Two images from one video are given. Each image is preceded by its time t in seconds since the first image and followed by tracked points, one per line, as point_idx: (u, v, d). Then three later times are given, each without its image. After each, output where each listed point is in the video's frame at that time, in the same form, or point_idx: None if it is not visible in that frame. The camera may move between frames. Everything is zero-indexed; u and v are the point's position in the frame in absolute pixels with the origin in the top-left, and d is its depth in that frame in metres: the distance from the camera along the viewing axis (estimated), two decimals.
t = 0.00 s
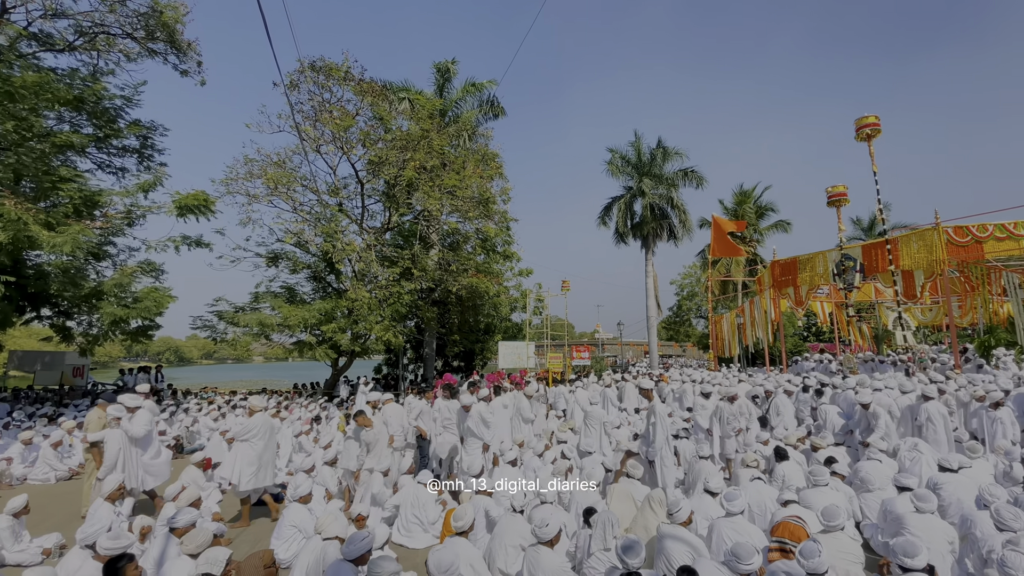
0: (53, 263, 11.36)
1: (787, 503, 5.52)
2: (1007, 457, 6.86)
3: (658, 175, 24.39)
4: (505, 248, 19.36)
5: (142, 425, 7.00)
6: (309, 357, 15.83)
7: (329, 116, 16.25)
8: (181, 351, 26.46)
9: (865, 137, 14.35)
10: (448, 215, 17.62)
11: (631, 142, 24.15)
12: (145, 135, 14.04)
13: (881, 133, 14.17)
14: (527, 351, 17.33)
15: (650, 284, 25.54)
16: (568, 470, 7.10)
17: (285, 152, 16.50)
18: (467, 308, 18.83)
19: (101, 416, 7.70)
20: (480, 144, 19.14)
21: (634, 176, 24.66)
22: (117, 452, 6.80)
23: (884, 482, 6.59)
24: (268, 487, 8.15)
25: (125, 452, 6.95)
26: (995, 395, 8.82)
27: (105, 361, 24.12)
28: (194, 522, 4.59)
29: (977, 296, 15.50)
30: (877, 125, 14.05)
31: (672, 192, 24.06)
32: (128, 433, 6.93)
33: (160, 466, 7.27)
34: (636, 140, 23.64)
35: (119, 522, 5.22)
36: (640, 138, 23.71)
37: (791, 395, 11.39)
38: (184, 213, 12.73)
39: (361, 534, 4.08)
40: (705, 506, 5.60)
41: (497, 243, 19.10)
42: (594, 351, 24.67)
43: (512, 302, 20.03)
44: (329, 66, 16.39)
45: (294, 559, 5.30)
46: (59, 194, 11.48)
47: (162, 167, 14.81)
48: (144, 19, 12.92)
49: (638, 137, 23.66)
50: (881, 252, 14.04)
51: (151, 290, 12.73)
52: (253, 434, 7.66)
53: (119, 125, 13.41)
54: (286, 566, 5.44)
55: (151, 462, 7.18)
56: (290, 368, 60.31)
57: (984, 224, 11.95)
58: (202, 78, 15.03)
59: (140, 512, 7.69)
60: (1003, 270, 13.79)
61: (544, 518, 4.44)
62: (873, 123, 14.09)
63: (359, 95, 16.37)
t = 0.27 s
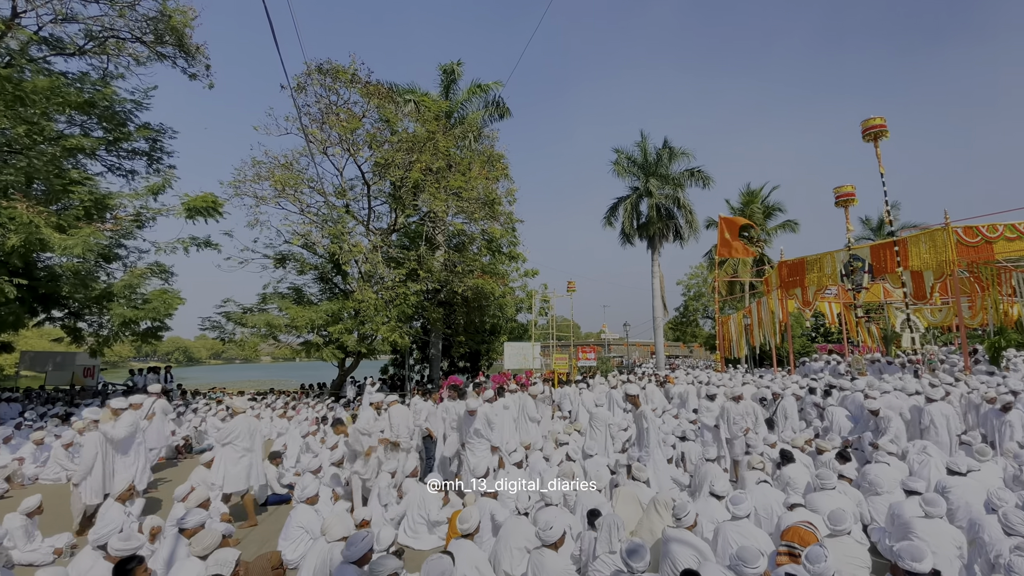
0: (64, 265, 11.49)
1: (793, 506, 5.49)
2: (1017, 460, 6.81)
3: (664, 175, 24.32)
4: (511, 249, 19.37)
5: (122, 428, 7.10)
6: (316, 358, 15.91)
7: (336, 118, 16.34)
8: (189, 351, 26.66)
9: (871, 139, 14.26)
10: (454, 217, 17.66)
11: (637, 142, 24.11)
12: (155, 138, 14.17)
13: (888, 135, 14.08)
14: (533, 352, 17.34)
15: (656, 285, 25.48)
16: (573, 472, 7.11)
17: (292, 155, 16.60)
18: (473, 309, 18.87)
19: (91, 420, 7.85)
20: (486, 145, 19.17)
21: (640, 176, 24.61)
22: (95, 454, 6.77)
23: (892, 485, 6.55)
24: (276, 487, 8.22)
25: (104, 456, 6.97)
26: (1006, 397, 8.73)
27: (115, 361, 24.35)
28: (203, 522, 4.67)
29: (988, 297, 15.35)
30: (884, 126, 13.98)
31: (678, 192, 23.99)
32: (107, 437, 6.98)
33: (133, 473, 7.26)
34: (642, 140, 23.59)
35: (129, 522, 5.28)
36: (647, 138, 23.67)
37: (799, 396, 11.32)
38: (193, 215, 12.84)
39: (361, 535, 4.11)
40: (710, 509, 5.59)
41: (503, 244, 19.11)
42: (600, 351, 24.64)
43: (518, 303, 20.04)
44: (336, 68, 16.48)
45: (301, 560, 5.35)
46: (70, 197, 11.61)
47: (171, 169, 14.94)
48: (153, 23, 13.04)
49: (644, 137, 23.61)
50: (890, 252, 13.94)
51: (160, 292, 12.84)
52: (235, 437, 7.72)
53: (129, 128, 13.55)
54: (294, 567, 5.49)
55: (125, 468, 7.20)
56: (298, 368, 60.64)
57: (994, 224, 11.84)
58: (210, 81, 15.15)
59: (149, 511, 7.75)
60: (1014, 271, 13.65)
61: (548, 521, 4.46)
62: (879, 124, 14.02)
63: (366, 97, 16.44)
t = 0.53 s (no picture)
0: (72, 267, 11.61)
1: (795, 509, 5.50)
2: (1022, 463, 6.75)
3: (667, 176, 24.32)
4: (513, 250, 19.39)
5: (100, 428, 7.12)
6: (320, 359, 15.99)
7: (340, 120, 16.41)
8: (194, 351, 26.80)
9: (872, 144, 14.24)
10: (457, 218, 17.72)
11: (640, 143, 24.12)
12: (160, 140, 14.26)
13: (889, 138, 14.07)
14: (536, 353, 17.38)
15: (659, 285, 25.48)
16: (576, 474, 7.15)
17: (296, 157, 16.69)
18: (476, 310, 18.92)
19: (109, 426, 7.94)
20: (488, 146, 19.21)
21: (643, 177, 24.62)
22: (72, 454, 6.76)
23: (894, 488, 6.56)
24: (280, 488, 8.28)
25: (82, 458, 6.88)
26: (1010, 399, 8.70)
27: (121, 362, 24.50)
28: (208, 523, 4.63)
29: (993, 298, 15.30)
30: (884, 131, 13.97)
31: (681, 193, 23.99)
32: (85, 436, 6.96)
33: (111, 474, 7.19)
34: (645, 141, 23.61)
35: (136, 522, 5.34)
36: (649, 139, 23.68)
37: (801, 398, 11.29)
38: (198, 217, 12.93)
39: (362, 538, 4.17)
40: (711, 511, 5.62)
41: (505, 245, 19.15)
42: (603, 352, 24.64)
43: (521, 304, 20.08)
44: (340, 71, 16.56)
45: (305, 562, 5.41)
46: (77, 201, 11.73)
47: (177, 171, 15.04)
48: (158, 26, 13.14)
49: (647, 138, 23.63)
50: (894, 253, 13.91)
51: (166, 293, 12.94)
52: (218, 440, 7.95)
53: (134, 130, 13.65)
54: (298, 568, 5.54)
55: (104, 469, 7.12)
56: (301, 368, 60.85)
57: (999, 225, 11.81)
58: (215, 84, 15.25)
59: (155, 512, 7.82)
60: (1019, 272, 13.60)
61: (549, 524, 4.51)
62: (879, 129, 14.01)
63: (369, 99, 16.50)
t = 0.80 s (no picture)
0: (75, 268, 11.67)
1: (794, 511, 5.54)
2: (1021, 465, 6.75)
3: (668, 177, 24.35)
4: (513, 251, 19.43)
5: (80, 428, 7.12)
6: (321, 359, 16.03)
7: (341, 122, 16.46)
8: (195, 351, 26.85)
9: (870, 147, 14.28)
10: (457, 219, 17.76)
11: (640, 144, 24.16)
12: (162, 142, 14.32)
13: (888, 141, 14.11)
14: (536, 354, 17.42)
15: (660, 286, 25.52)
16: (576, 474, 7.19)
17: (298, 158, 16.74)
18: (476, 311, 18.97)
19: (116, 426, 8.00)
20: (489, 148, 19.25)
21: (643, 177, 24.65)
22: (47, 454, 6.83)
23: (893, 490, 6.59)
24: (282, 489, 8.34)
25: (58, 457, 6.95)
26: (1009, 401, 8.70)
27: (122, 362, 24.57)
28: (210, 526, 4.74)
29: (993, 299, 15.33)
30: (883, 134, 14.01)
31: (681, 194, 24.04)
32: (63, 436, 7.00)
33: (91, 471, 7.24)
34: (645, 142, 23.66)
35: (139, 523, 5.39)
36: (650, 140, 23.73)
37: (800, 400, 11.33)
38: (200, 219, 12.98)
39: (367, 540, 4.24)
40: (710, 513, 5.66)
41: (506, 246, 19.18)
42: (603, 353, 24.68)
43: (521, 304, 20.13)
44: (341, 72, 16.61)
45: (307, 562, 5.47)
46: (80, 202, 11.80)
47: (179, 173, 15.09)
48: (160, 29, 13.20)
49: (647, 139, 23.69)
50: (894, 255, 13.93)
51: (168, 294, 12.98)
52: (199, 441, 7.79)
53: (136, 132, 13.72)
54: (300, 568, 5.59)
55: (83, 467, 7.17)
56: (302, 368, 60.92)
57: (999, 227, 11.84)
58: (217, 86, 15.30)
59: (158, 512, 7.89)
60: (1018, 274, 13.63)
61: (549, 525, 4.55)
62: (878, 132, 14.05)
63: (370, 101, 16.57)
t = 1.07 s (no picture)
0: (75, 269, 11.69)
1: (792, 511, 5.56)
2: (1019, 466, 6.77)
3: (667, 177, 24.40)
4: (513, 251, 19.44)
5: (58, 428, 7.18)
6: (320, 359, 16.05)
7: (341, 122, 16.49)
8: (195, 351, 26.84)
9: (868, 149, 14.33)
10: (457, 219, 17.79)
11: (640, 144, 24.20)
12: (162, 143, 14.34)
13: (886, 143, 14.15)
14: (535, 354, 17.45)
15: (659, 286, 25.57)
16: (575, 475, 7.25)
17: (297, 158, 16.77)
18: (475, 311, 18.99)
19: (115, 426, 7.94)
20: (489, 148, 19.29)
21: (643, 178, 24.69)
22: (23, 455, 6.82)
23: (891, 490, 6.63)
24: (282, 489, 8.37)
25: (35, 457, 6.97)
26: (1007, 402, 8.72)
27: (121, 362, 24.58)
28: (213, 525, 4.73)
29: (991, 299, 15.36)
30: (881, 135, 14.06)
31: (681, 194, 24.09)
32: (41, 436, 7.03)
33: (68, 472, 7.28)
34: (644, 142, 23.70)
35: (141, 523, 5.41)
36: (649, 140, 23.77)
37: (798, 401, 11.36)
38: (200, 220, 13.02)
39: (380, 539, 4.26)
40: (708, 513, 5.69)
41: (505, 246, 19.21)
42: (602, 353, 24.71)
43: (521, 304, 20.18)
44: (341, 73, 16.64)
45: (307, 563, 5.50)
46: (80, 203, 11.85)
47: (179, 173, 15.11)
48: (160, 29, 13.21)
49: (646, 139, 23.73)
50: (892, 255, 13.97)
51: (168, 295, 12.99)
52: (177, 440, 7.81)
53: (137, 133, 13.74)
54: (300, 568, 5.62)
55: (60, 468, 7.22)
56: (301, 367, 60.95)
57: (997, 228, 11.88)
58: (217, 86, 15.32)
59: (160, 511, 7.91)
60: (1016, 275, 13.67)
61: (548, 526, 4.58)
62: (876, 134, 14.10)
63: (370, 102, 16.61)
